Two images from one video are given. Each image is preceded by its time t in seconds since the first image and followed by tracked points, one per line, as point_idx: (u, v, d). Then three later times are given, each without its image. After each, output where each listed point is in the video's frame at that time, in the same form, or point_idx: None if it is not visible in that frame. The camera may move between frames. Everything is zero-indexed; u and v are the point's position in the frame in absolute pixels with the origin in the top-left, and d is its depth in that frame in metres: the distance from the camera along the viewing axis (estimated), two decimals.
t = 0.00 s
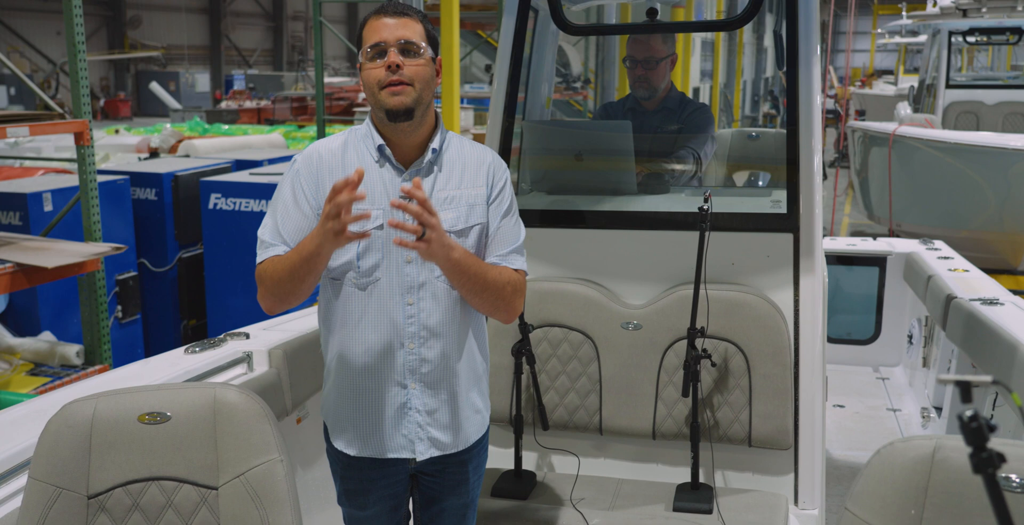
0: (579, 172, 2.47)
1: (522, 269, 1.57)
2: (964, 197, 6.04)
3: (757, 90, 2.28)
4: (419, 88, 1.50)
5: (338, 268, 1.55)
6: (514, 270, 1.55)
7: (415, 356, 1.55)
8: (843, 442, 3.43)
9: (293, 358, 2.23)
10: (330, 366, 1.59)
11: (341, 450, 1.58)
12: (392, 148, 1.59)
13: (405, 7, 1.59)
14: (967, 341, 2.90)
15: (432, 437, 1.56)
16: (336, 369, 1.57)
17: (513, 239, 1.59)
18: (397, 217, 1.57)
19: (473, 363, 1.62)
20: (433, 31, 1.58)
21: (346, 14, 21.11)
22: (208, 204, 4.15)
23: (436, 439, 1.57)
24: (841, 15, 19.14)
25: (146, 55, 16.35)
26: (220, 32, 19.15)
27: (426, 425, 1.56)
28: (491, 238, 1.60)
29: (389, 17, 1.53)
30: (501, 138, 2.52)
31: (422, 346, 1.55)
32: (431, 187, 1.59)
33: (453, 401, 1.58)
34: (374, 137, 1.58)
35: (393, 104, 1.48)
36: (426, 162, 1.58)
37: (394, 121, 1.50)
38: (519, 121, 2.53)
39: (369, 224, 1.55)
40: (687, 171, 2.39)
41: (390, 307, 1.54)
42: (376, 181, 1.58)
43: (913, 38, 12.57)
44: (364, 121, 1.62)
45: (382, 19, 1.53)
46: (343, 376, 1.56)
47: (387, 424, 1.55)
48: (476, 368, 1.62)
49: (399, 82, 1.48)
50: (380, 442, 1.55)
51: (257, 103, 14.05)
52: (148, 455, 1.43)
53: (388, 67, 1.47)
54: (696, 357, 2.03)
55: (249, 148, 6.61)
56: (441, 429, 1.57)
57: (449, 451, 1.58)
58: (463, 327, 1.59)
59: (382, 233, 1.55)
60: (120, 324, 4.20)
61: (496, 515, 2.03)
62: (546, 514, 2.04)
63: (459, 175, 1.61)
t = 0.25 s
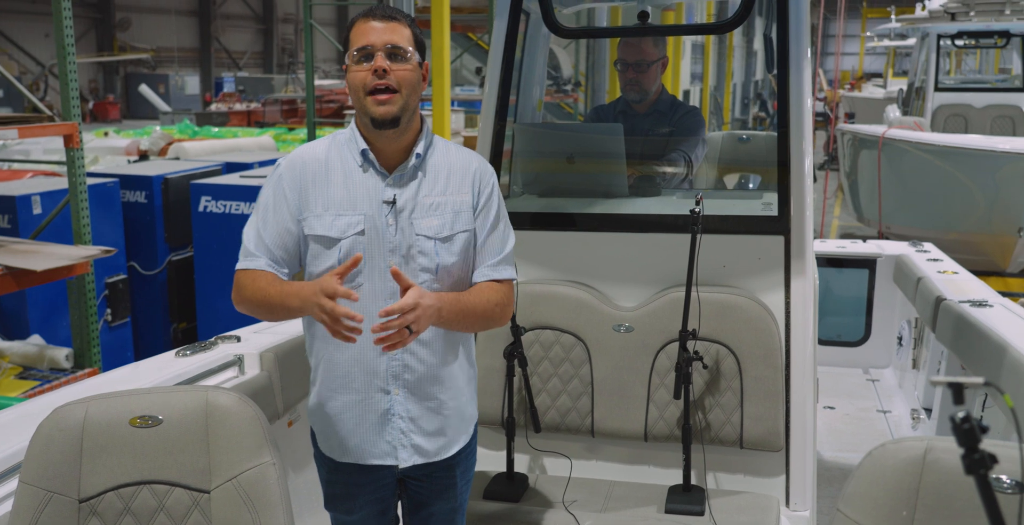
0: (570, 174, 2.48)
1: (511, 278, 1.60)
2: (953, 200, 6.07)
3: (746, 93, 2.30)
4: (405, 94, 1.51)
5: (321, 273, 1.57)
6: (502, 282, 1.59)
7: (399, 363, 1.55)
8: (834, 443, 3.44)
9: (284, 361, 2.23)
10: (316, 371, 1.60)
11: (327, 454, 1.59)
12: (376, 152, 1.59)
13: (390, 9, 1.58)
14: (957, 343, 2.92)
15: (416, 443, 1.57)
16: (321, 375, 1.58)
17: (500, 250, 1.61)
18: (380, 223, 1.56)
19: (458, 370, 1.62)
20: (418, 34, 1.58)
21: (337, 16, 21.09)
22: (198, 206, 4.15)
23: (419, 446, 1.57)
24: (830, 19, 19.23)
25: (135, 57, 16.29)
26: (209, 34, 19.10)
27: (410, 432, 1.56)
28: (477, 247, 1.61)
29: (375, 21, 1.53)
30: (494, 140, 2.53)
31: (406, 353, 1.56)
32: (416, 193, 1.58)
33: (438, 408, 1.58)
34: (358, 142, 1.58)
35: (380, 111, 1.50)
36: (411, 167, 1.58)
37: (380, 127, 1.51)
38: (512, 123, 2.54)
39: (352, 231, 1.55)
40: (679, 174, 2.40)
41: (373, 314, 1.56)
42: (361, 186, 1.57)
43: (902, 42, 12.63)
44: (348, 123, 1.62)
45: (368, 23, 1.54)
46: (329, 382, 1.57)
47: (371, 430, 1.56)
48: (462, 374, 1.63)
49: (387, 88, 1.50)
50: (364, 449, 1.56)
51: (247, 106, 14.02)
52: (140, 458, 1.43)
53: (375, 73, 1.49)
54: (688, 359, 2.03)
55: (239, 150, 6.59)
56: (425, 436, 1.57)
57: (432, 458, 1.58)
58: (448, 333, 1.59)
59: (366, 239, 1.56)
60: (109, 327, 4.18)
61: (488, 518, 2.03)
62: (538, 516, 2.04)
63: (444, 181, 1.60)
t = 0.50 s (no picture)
0: (563, 175, 2.48)
1: (503, 274, 1.68)
2: (943, 201, 6.11)
3: (736, 95, 2.30)
4: (390, 97, 1.52)
5: (307, 279, 1.57)
6: (492, 281, 1.66)
7: (387, 367, 1.56)
8: (825, 444, 3.46)
9: (276, 362, 2.22)
10: (302, 380, 1.60)
11: (316, 462, 1.59)
12: (360, 157, 1.59)
13: (374, 11, 1.59)
14: (946, 343, 2.93)
15: (405, 449, 1.57)
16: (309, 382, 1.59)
17: (489, 252, 1.68)
18: (367, 228, 1.56)
19: (446, 373, 1.63)
20: (402, 36, 1.59)
21: (327, 18, 21.06)
22: (188, 208, 4.14)
23: (409, 450, 1.57)
24: (819, 21, 19.32)
25: (124, 58, 16.22)
26: (199, 36, 19.04)
27: (399, 437, 1.57)
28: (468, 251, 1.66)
29: (360, 23, 1.54)
30: (485, 141, 2.53)
31: (395, 357, 1.56)
32: (402, 198, 1.59)
33: (427, 412, 1.59)
34: (342, 147, 1.58)
35: (365, 113, 1.51)
36: (397, 171, 1.59)
37: (365, 129, 1.52)
38: (503, 125, 2.54)
39: (338, 237, 1.55)
40: (670, 175, 2.40)
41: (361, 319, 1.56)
42: (346, 192, 1.57)
43: (891, 44, 12.70)
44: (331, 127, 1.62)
45: (353, 26, 1.54)
46: (318, 388, 1.58)
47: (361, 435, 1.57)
48: (449, 378, 1.64)
49: (370, 91, 1.50)
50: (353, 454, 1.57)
51: (238, 107, 13.98)
52: (132, 460, 1.43)
53: (360, 75, 1.50)
54: (681, 359, 2.04)
55: (229, 152, 6.57)
56: (414, 440, 1.58)
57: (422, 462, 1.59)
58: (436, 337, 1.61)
59: (353, 245, 1.56)
60: (99, 330, 4.16)
61: (481, 519, 2.03)
62: (531, 517, 2.04)
63: (431, 185, 1.61)
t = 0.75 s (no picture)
0: (557, 175, 2.49)
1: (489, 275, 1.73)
2: (936, 201, 6.12)
3: (730, 96, 2.28)
4: (382, 106, 1.52)
5: (302, 285, 1.56)
6: (479, 281, 1.70)
7: (385, 370, 1.57)
8: (819, 443, 3.46)
9: (271, 363, 2.22)
10: (295, 385, 1.60)
11: (312, 467, 1.58)
12: (353, 162, 1.58)
13: (366, 13, 1.58)
14: (940, 342, 2.94)
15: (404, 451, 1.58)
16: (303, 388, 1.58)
17: (478, 253, 1.71)
18: (363, 233, 1.57)
19: (439, 373, 1.65)
20: (394, 40, 1.59)
21: (321, 19, 21.04)
22: (182, 209, 4.12)
23: (407, 451, 1.58)
24: (813, 22, 19.37)
25: (117, 58, 16.17)
26: (192, 36, 19.00)
27: (398, 438, 1.57)
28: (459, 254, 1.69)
29: (353, 28, 1.54)
30: (481, 141, 2.51)
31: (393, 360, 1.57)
32: (396, 202, 1.60)
33: (424, 413, 1.60)
34: (334, 152, 1.58)
35: (357, 122, 1.51)
36: (391, 175, 1.60)
37: (357, 138, 1.52)
38: (498, 125, 2.53)
39: (334, 243, 1.55)
40: (665, 176, 2.41)
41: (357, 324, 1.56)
42: (341, 197, 1.57)
43: (884, 44, 12.73)
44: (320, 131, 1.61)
45: (345, 30, 1.54)
46: (313, 394, 1.57)
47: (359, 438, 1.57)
48: (443, 380, 1.66)
49: (363, 100, 1.50)
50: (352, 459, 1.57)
51: (231, 108, 13.95)
52: (128, 461, 1.45)
53: (353, 83, 1.50)
54: (676, 359, 2.04)
55: (223, 153, 6.56)
56: (412, 441, 1.59)
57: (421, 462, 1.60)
58: (431, 339, 1.63)
59: (349, 251, 1.56)
60: (92, 331, 4.15)
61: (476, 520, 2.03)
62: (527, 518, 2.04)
63: (424, 188, 1.63)
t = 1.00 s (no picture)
0: (555, 177, 2.48)
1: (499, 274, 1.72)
2: (931, 202, 6.14)
3: (726, 97, 2.30)
4: (387, 106, 1.52)
5: (308, 287, 1.56)
6: (489, 280, 1.69)
7: (393, 371, 1.57)
8: (816, 444, 3.47)
9: (268, 364, 2.21)
10: (303, 387, 1.59)
11: (319, 469, 1.57)
12: (358, 162, 1.59)
13: (370, 12, 1.58)
14: (936, 343, 2.95)
15: (412, 452, 1.58)
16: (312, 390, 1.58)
17: (486, 251, 1.70)
18: (370, 234, 1.56)
19: (446, 374, 1.66)
20: (399, 39, 1.58)
21: (316, 19, 21.03)
22: (178, 210, 4.12)
23: (414, 453, 1.58)
24: (808, 23, 19.41)
25: (113, 59, 16.14)
26: (188, 37, 18.97)
27: (405, 440, 1.57)
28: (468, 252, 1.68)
29: (356, 28, 1.53)
30: (478, 141, 2.52)
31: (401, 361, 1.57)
32: (403, 203, 1.60)
33: (430, 414, 1.61)
34: (339, 153, 1.58)
35: (361, 123, 1.51)
36: (396, 175, 1.60)
37: (362, 138, 1.52)
38: (496, 126, 2.53)
39: (340, 244, 1.55)
40: (662, 177, 2.41)
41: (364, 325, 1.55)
42: (347, 198, 1.57)
43: (879, 45, 12.75)
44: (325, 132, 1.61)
45: (349, 30, 1.53)
46: (321, 396, 1.57)
47: (367, 440, 1.57)
48: (449, 381, 1.66)
49: (367, 101, 1.51)
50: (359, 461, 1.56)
51: (227, 109, 13.93)
52: (125, 463, 1.45)
53: (358, 84, 1.50)
54: (674, 360, 2.04)
55: (218, 154, 6.55)
56: (419, 443, 1.60)
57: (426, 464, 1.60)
58: (438, 339, 1.64)
59: (355, 252, 1.56)
60: (88, 332, 4.14)
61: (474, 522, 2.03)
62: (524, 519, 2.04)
63: (430, 188, 1.63)
